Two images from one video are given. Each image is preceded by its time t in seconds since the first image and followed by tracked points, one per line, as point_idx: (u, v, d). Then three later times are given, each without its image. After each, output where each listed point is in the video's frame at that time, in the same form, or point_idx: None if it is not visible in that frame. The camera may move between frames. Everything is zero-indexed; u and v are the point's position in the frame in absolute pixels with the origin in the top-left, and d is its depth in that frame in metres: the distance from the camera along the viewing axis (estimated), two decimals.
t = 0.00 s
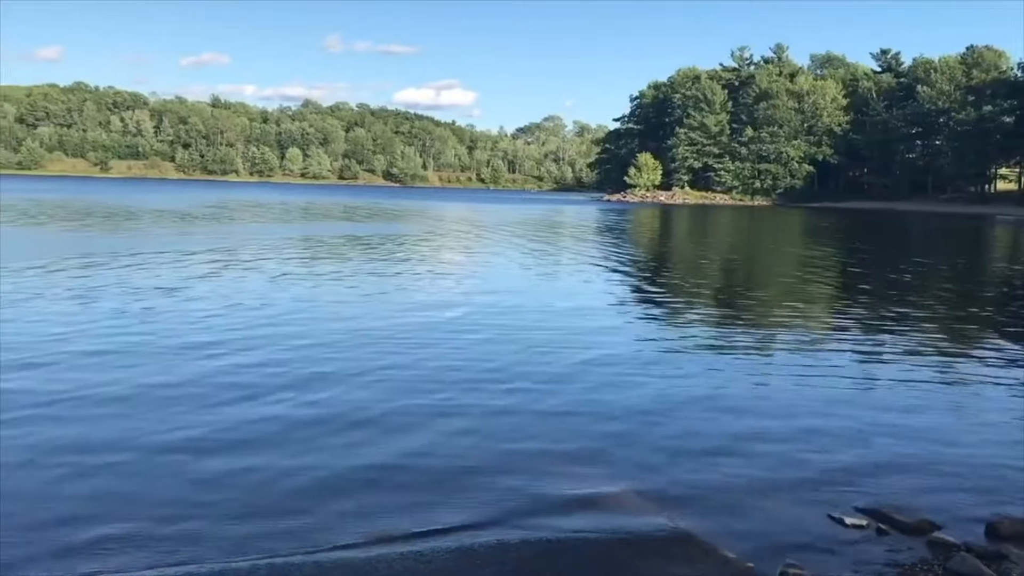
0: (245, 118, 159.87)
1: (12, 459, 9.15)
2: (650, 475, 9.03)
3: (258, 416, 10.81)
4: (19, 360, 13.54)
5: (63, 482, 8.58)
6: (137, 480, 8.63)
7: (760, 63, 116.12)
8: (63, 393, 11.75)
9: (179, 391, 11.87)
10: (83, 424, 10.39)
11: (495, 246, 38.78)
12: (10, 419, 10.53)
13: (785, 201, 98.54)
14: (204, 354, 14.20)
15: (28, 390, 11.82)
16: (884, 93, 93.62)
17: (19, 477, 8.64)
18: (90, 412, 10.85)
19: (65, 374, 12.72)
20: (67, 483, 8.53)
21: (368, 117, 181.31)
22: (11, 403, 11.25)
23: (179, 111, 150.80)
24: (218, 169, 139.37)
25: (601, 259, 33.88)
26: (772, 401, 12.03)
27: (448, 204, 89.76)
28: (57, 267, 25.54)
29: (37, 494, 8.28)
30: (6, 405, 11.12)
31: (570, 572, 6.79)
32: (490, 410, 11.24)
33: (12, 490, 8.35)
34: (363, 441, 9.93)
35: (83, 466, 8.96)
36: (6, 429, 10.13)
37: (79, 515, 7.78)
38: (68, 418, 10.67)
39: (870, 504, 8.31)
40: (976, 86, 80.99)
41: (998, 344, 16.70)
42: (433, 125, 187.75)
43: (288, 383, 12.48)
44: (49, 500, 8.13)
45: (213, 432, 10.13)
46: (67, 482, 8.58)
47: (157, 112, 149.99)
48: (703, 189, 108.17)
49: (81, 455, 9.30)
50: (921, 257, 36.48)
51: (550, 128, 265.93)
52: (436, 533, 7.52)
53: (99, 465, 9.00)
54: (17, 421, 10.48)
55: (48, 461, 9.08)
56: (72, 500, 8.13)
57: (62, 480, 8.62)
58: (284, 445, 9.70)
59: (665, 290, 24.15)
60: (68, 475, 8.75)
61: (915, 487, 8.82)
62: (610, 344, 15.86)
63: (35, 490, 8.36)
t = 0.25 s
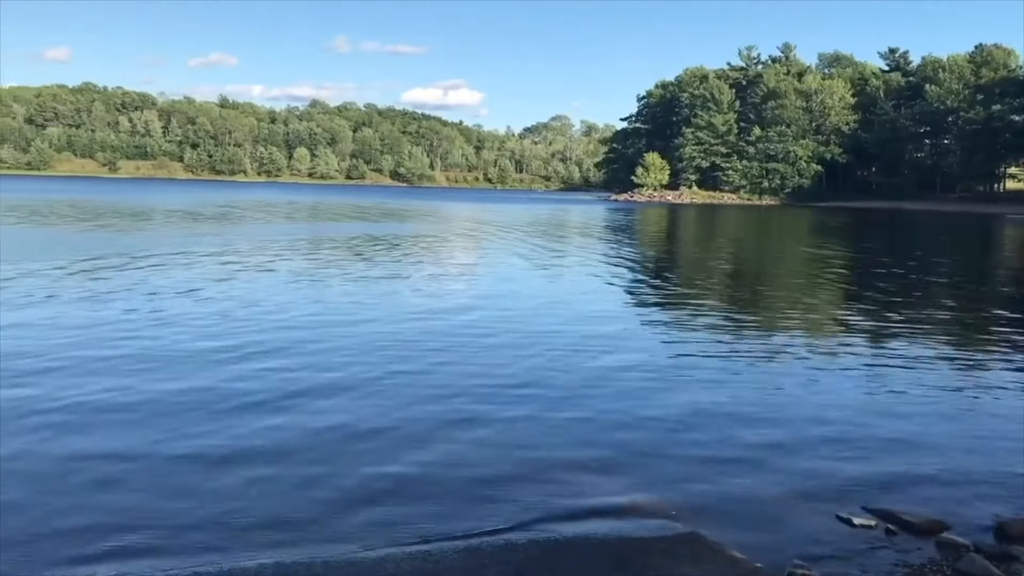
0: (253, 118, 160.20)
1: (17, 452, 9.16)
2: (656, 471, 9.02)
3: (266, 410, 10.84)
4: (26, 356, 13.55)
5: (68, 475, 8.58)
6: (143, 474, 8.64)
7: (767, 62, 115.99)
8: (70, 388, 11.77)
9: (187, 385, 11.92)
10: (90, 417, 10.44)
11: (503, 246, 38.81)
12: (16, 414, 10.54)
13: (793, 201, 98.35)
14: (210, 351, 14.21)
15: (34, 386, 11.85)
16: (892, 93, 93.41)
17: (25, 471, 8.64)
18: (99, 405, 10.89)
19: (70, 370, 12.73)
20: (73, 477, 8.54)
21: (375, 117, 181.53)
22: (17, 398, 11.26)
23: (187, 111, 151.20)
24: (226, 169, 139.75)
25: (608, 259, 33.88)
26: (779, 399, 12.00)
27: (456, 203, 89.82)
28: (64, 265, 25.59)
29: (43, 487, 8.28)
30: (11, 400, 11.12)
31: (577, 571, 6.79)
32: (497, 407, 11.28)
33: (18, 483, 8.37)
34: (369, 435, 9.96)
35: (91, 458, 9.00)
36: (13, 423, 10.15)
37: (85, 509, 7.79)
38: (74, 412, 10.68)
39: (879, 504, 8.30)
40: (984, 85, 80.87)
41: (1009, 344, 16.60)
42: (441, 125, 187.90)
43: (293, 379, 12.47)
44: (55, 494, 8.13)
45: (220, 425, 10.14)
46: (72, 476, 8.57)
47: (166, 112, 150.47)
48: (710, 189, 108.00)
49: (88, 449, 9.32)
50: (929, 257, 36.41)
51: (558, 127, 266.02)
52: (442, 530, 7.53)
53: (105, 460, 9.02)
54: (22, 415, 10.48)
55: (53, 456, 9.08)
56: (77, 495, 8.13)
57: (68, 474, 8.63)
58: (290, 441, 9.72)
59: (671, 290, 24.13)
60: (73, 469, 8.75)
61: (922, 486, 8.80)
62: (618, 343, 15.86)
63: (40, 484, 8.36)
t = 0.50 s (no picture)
0: (261, 120, 160.55)
1: (26, 456, 9.19)
2: (662, 473, 9.04)
3: (274, 413, 10.87)
4: (35, 360, 13.61)
5: (76, 478, 8.62)
6: (151, 478, 8.69)
7: (775, 63, 115.77)
8: (78, 392, 11.81)
9: (196, 390, 11.96)
10: (101, 421, 10.49)
11: (511, 247, 38.76)
12: (26, 417, 10.59)
13: (801, 202, 98.14)
14: (217, 354, 14.25)
15: (43, 389, 11.89)
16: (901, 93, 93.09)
17: (34, 474, 8.67)
18: (109, 410, 10.95)
19: (78, 374, 12.78)
20: (80, 481, 8.57)
21: (383, 118, 181.72)
22: (27, 401, 11.31)
23: (196, 113, 151.51)
24: (235, 171, 140.08)
25: (615, 260, 33.86)
26: (786, 401, 12.01)
27: (464, 205, 89.82)
28: (74, 268, 25.72)
29: (50, 492, 8.31)
30: (20, 403, 11.16)
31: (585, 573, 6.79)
32: (505, 410, 11.29)
33: (27, 487, 8.41)
34: (376, 438, 9.97)
35: (102, 463, 9.05)
36: (21, 427, 10.19)
37: (94, 513, 7.82)
38: (82, 416, 10.73)
39: (889, 505, 8.27)
40: (994, 85, 80.58)
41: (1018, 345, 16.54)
42: (449, 127, 187.96)
43: (301, 382, 12.51)
44: (63, 497, 8.18)
45: (229, 429, 10.17)
46: (81, 480, 8.60)
47: (174, 113, 150.88)
48: (719, 190, 107.84)
49: (97, 452, 9.36)
50: (938, 258, 36.27)
51: (566, 128, 265.81)
52: (450, 530, 7.56)
53: (114, 463, 9.05)
54: (32, 419, 10.53)
55: (62, 459, 9.12)
56: (86, 498, 8.17)
57: (76, 477, 8.66)
58: (297, 444, 9.78)
59: (680, 291, 24.13)
60: (82, 472, 8.79)
61: (930, 488, 8.78)
62: (626, 345, 15.87)
63: (49, 487, 8.40)
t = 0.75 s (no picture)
0: (273, 123, 160.87)
1: (45, 464, 9.23)
2: (678, 478, 9.04)
3: (288, 420, 10.95)
4: (51, 366, 13.69)
5: (93, 485, 8.69)
6: (171, 486, 8.75)
7: (787, 65, 115.55)
8: (95, 399, 11.86)
9: (212, 396, 12.07)
10: (118, 427, 10.61)
11: (522, 250, 38.78)
12: (44, 423, 10.73)
13: (813, 204, 97.87)
14: (230, 359, 14.29)
15: (59, 395, 11.98)
16: (913, 95, 92.70)
17: (51, 482, 8.72)
18: (126, 416, 11.07)
19: (93, 381, 12.84)
20: (98, 488, 8.63)
21: (395, 122, 182.08)
22: (42, 408, 11.35)
23: (209, 116, 152.13)
24: (247, 174, 140.64)
25: (626, 263, 33.89)
26: (799, 404, 11.99)
27: (475, 208, 89.82)
28: (88, 272, 25.91)
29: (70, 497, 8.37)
30: (37, 410, 11.21)
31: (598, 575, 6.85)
32: (517, 414, 11.34)
33: (47, 494, 8.45)
34: (389, 443, 10.04)
35: (120, 468, 9.17)
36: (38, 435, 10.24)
37: (113, 519, 7.88)
38: (99, 424, 10.77)
39: (902, 509, 8.28)
40: (1008, 86, 80.22)
41: None
42: (460, 130, 188.16)
43: (315, 388, 12.55)
44: (81, 503, 8.23)
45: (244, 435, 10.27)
46: (99, 487, 8.66)
47: (187, 117, 151.55)
48: (730, 192, 107.62)
49: (113, 460, 9.40)
50: (950, 261, 36.12)
51: (577, 131, 265.69)
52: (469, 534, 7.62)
53: (131, 472, 9.08)
54: (47, 426, 10.58)
55: (80, 466, 9.19)
56: (104, 505, 8.21)
57: (93, 484, 8.71)
58: (310, 449, 9.83)
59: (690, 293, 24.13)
60: (100, 480, 8.82)
61: (942, 491, 8.79)
62: (638, 347, 15.90)
63: (65, 495, 8.43)
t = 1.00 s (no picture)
0: (285, 125, 161.63)
1: (61, 467, 9.32)
2: (691, 484, 9.04)
3: (300, 423, 11.01)
4: (66, 371, 13.78)
5: (108, 490, 8.75)
6: (184, 488, 8.80)
7: (799, 68, 115.26)
8: (110, 404, 11.93)
9: (225, 400, 12.13)
10: (131, 431, 10.69)
11: (533, 253, 38.79)
12: (60, 427, 10.82)
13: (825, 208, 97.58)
14: (243, 363, 14.36)
15: (74, 399, 12.07)
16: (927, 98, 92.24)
17: (66, 488, 8.76)
18: (140, 420, 11.16)
19: (108, 386, 12.91)
20: (113, 493, 8.68)
21: (406, 124, 182.46)
22: (57, 414, 11.43)
23: (221, 118, 152.70)
24: (259, 176, 141.17)
25: (637, 266, 33.88)
26: (812, 409, 11.95)
27: (486, 211, 90.12)
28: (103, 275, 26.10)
29: (85, 504, 8.42)
30: (52, 416, 11.28)
31: None
32: (529, 418, 11.36)
33: (61, 500, 8.50)
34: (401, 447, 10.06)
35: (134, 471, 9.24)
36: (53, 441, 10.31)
37: (127, 525, 7.93)
38: (114, 429, 10.81)
39: (915, 514, 8.24)
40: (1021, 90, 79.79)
41: None
42: (471, 133, 188.40)
43: (328, 392, 12.59)
44: (96, 509, 8.29)
45: (256, 438, 10.32)
46: (114, 492, 8.71)
47: (199, 119, 152.24)
48: (742, 196, 107.55)
49: (129, 466, 9.45)
50: (963, 265, 35.92)
51: (588, 133, 265.64)
52: (483, 539, 7.64)
53: (145, 477, 9.12)
54: (63, 432, 10.65)
55: (96, 471, 9.26)
56: (118, 510, 8.27)
57: (107, 490, 8.75)
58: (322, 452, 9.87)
59: (701, 297, 24.13)
60: (114, 485, 8.87)
61: (957, 498, 8.75)
62: (649, 351, 15.90)
63: (80, 501, 8.49)
